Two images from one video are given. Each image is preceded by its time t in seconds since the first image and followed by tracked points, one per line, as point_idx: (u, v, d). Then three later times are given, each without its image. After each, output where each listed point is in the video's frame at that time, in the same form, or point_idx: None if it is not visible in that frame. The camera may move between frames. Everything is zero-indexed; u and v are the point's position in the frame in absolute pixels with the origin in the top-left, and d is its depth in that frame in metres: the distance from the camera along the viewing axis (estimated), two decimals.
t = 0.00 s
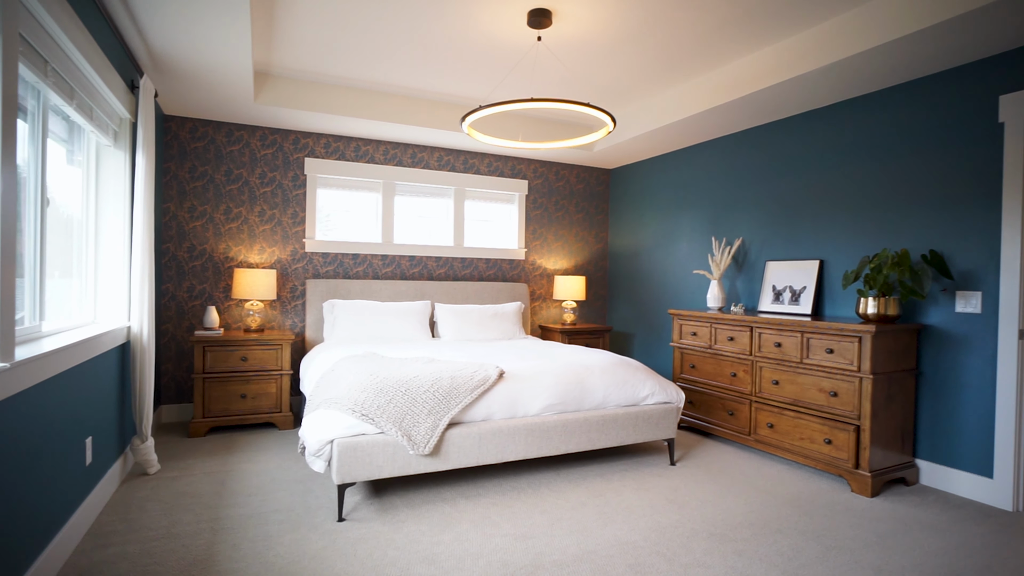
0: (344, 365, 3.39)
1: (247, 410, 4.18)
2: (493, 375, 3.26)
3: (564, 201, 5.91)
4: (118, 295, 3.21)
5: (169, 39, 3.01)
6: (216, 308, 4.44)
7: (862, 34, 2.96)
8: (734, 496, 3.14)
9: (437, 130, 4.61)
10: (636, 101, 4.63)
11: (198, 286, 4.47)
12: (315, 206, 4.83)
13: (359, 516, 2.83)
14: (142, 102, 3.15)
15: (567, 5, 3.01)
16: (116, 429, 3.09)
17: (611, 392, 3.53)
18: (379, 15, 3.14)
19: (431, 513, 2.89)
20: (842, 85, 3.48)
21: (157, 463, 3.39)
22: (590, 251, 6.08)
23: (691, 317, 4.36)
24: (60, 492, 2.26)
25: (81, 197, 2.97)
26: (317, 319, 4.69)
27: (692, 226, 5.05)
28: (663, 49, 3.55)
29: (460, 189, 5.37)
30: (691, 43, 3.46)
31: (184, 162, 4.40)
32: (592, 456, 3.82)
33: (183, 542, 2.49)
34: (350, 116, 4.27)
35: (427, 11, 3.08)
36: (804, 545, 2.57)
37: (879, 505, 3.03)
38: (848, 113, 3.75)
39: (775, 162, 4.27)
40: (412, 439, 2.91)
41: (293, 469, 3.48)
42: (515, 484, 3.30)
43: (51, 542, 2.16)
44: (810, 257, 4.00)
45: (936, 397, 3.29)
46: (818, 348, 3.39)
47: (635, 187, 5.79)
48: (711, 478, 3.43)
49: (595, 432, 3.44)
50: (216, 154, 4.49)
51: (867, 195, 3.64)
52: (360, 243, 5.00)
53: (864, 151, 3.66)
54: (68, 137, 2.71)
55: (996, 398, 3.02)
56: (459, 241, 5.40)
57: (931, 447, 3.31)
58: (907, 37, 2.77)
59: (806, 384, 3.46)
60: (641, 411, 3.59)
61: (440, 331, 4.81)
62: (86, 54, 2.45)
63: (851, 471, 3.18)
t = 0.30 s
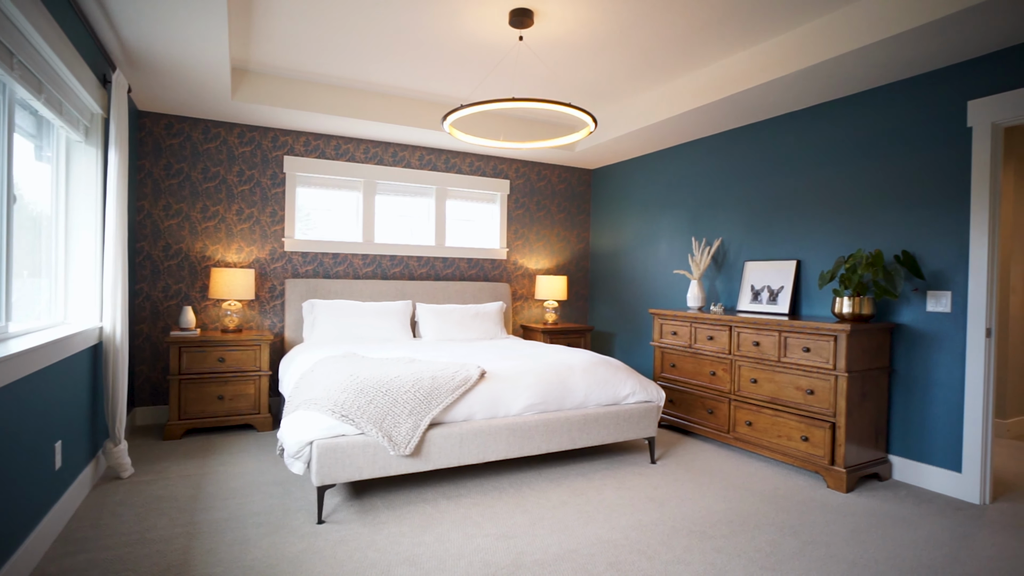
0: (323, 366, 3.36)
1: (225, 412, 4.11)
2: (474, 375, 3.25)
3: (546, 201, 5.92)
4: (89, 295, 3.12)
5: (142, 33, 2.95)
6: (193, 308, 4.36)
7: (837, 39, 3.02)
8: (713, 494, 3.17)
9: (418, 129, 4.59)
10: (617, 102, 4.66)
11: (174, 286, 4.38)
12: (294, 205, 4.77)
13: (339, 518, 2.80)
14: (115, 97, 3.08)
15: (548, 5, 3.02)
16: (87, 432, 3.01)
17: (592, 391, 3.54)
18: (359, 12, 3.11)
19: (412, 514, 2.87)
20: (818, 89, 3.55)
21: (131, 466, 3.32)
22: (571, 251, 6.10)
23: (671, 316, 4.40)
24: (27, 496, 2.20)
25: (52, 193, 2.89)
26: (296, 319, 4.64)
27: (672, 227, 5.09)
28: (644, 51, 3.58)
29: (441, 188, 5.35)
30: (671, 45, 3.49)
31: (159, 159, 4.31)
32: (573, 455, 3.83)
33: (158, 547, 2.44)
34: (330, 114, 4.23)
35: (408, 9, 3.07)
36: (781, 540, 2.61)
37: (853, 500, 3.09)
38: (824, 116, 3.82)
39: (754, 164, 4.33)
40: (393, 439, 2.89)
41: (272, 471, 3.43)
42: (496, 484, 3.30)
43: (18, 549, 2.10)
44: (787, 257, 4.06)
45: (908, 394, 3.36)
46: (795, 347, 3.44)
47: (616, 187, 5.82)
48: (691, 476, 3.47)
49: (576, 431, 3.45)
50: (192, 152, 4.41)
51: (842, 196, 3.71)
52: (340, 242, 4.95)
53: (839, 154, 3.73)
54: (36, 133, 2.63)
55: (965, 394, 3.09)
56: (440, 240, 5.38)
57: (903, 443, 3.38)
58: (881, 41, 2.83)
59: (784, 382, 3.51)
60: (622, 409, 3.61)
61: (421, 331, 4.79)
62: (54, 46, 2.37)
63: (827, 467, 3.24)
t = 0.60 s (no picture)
0: (303, 366, 3.32)
1: (202, 413, 4.04)
2: (456, 374, 3.24)
3: (529, 201, 5.93)
4: (61, 295, 3.05)
5: (114, 27, 2.88)
6: (169, 308, 4.28)
7: (814, 42, 3.08)
8: (694, 491, 3.21)
9: (400, 128, 4.56)
10: (599, 102, 4.69)
11: (150, 286, 4.30)
12: (273, 203, 4.71)
13: (319, 520, 2.77)
14: (87, 92, 3.00)
15: (530, 5, 3.02)
16: (58, 435, 2.93)
17: (574, 390, 3.55)
18: (340, 9, 3.08)
19: (393, 515, 2.85)
20: (796, 91, 3.60)
21: (104, 470, 3.24)
22: (554, 250, 6.11)
23: (652, 316, 4.43)
24: None
25: (21, 190, 2.81)
26: (276, 319, 4.58)
27: (653, 227, 5.13)
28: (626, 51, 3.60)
29: (423, 187, 5.33)
30: (653, 45, 3.51)
31: (134, 156, 4.22)
32: (555, 454, 3.84)
33: (133, 553, 2.38)
34: (311, 112, 4.19)
35: (389, 7, 3.05)
36: (760, 536, 2.65)
37: (830, 496, 3.14)
38: (801, 118, 3.88)
39: (733, 165, 4.38)
40: (374, 440, 2.87)
41: (250, 473, 3.39)
42: (478, 484, 3.29)
43: None
44: (766, 257, 4.12)
45: (882, 392, 3.43)
46: (774, 345, 3.49)
47: (598, 187, 5.85)
48: (671, 474, 3.50)
49: (558, 430, 3.46)
50: (168, 148, 4.33)
51: (819, 197, 3.77)
52: (321, 241, 4.90)
53: (816, 156, 3.80)
54: (2, 128, 2.55)
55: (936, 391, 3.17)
56: (422, 239, 5.36)
57: (877, 439, 3.45)
58: (857, 45, 2.88)
59: (763, 380, 3.56)
60: (604, 408, 3.63)
61: (402, 330, 4.76)
62: (22, 39, 2.30)
63: (805, 464, 3.29)
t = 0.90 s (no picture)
0: (283, 366, 3.27)
1: (179, 416, 3.97)
2: (439, 374, 3.23)
3: (512, 201, 5.93)
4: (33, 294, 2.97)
5: (87, 20, 2.81)
6: (144, 308, 4.19)
7: (792, 45, 3.13)
8: (675, 489, 3.23)
9: (382, 126, 4.53)
10: (581, 103, 4.71)
11: (125, 285, 4.21)
12: (253, 202, 4.65)
13: (300, 522, 2.74)
14: (58, 86, 2.92)
15: (513, 4, 3.02)
16: (28, 439, 2.85)
17: (556, 390, 3.56)
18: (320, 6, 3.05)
19: (375, 516, 2.83)
20: (774, 93, 3.66)
21: (76, 475, 3.16)
22: (536, 250, 6.12)
23: (634, 315, 4.46)
24: None
25: None
26: (255, 319, 4.52)
27: (635, 227, 5.17)
28: (609, 52, 3.63)
29: (405, 186, 5.30)
30: (635, 46, 3.54)
31: (108, 153, 4.13)
32: (538, 453, 3.85)
33: (107, 558, 2.33)
34: (291, 110, 4.14)
35: (371, 4, 3.02)
36: (740, 532, 2.68)
37: (807, 491, 3.19)
38: (780, 120, 3.94)
39: (713, 165, 4.43)
40: (355, 441, 2.85)
41: (229, 476, 3.33)
42: (461, 484, 3.28)
43: None
44: (745, 257, 4.17)
45: (858, 389, 3.50)
46: (753, 344, 3.54)
47: (580, 187, 5.87)
48: (653, 472, 3.52)
49: (541, 430, 3.46)
50: (144, 145, 4.25)
51: (797, 198, 3.83)
52: (301, 240, 4.84)
53: (794, 157, 3.86)
54: None
55: (909, 388, 3.24)
56: (404, 239, 5.33)
57: (854, 436, 3.52)
58: (834, 48, 2.94)
59: (743, 379, 3.60)
60: (586, 408, 3.64)
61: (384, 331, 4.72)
62: None
63: (783, 460, 3.34)
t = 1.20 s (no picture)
0: (262, 367, 3.22)
1: (155, 418, 3.89)
2: (421, 375, 3.21)
3: (495, 200, 5.93)
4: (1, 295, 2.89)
5: (59, 14, 2.75)
6: (119, 309, 4.10)
7: (771, 48, 3.18)
8: (656, 487, 3.26)
9: (364, 125, 4.50)
10: (564, 103, 4.73)
11: (98, 285, 4.11)
12: (232, 200, 4.58)
13: (279, 525, 2.70)
14: (28, 81, 2.85)
15: (496, 4, 3.02)
16: None
17: (538, 389, 3.57)
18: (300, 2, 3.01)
19: (356, 517, 2.81)
20: (754, 96, 3.72)
21: (46, 480, 3.08)
22: (519, 250, 6.13)
23: (616, 315, 4.49)
24: None
25: None
26: (234, 319, 4.45)
27: (617, 227, 5.20)
28: (591, 53, 3.65)
29: (387, 185, 5.26)
30: (617, 47, 3.56)
31: (81, 149, 4.04)
32: (521, 453, 3.85)
33: (80, 565, 2.27)
34: (271, 107, 4.09)
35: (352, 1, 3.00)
36: (720, 529, 2.71)
37: (786, 488, 3.24)
38: (759, 122, 4.00)
39: (694, 166, 4.48)
40: (337, 442, 2.82)
41: (206, 479, 3.28)
42: (444, 485, 3.27)
43: None
44: (726, 257, 4.23)
45: (835, 387, 3.56)
46: (733, 343, 3.58)
47: (563, 187, 5.89)
48: (635, 470, 3.55)
49: (523, 429, 3.47)
50: (119, 142, 4.16)
51: (775, 199, 3.89)
52: (281, 239, 4.78)
53: (773, 159, 3.92)
54: None
55: (884, 386, 3.31)
56: (386, 238, 5.29)
57: (830, 433, 3.58)
58: (812, 52, 2.99)
59: (723, 378, 3.64)
60: (569, 407, 3.66)
61: (366, 331, 4.69)
62: None
63: (763, 458, 3.39)
